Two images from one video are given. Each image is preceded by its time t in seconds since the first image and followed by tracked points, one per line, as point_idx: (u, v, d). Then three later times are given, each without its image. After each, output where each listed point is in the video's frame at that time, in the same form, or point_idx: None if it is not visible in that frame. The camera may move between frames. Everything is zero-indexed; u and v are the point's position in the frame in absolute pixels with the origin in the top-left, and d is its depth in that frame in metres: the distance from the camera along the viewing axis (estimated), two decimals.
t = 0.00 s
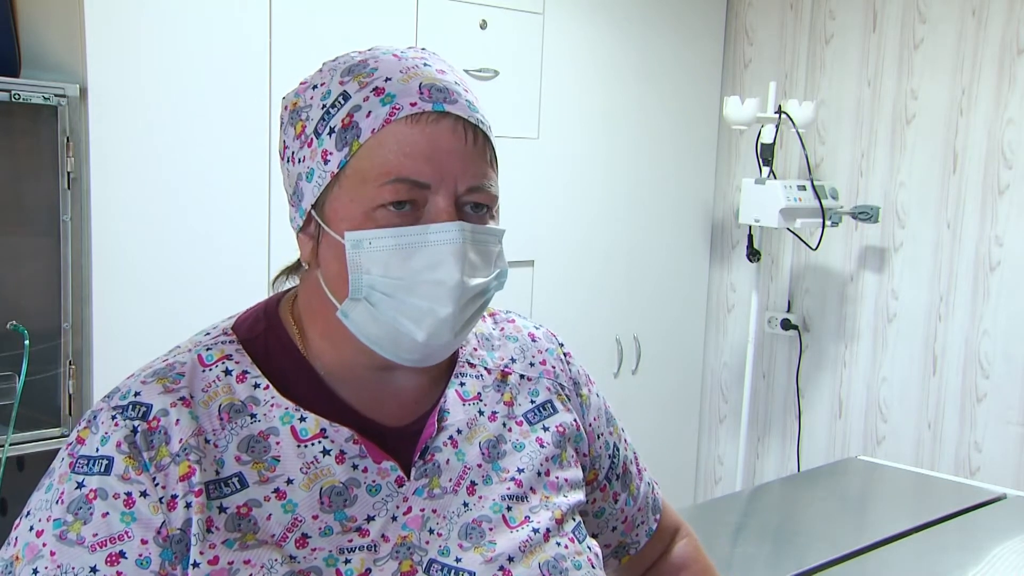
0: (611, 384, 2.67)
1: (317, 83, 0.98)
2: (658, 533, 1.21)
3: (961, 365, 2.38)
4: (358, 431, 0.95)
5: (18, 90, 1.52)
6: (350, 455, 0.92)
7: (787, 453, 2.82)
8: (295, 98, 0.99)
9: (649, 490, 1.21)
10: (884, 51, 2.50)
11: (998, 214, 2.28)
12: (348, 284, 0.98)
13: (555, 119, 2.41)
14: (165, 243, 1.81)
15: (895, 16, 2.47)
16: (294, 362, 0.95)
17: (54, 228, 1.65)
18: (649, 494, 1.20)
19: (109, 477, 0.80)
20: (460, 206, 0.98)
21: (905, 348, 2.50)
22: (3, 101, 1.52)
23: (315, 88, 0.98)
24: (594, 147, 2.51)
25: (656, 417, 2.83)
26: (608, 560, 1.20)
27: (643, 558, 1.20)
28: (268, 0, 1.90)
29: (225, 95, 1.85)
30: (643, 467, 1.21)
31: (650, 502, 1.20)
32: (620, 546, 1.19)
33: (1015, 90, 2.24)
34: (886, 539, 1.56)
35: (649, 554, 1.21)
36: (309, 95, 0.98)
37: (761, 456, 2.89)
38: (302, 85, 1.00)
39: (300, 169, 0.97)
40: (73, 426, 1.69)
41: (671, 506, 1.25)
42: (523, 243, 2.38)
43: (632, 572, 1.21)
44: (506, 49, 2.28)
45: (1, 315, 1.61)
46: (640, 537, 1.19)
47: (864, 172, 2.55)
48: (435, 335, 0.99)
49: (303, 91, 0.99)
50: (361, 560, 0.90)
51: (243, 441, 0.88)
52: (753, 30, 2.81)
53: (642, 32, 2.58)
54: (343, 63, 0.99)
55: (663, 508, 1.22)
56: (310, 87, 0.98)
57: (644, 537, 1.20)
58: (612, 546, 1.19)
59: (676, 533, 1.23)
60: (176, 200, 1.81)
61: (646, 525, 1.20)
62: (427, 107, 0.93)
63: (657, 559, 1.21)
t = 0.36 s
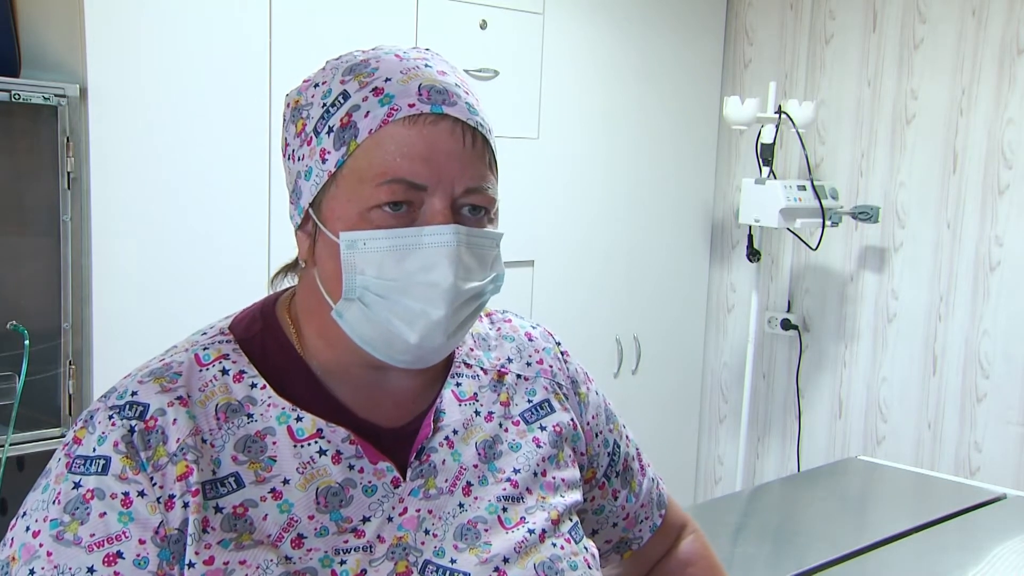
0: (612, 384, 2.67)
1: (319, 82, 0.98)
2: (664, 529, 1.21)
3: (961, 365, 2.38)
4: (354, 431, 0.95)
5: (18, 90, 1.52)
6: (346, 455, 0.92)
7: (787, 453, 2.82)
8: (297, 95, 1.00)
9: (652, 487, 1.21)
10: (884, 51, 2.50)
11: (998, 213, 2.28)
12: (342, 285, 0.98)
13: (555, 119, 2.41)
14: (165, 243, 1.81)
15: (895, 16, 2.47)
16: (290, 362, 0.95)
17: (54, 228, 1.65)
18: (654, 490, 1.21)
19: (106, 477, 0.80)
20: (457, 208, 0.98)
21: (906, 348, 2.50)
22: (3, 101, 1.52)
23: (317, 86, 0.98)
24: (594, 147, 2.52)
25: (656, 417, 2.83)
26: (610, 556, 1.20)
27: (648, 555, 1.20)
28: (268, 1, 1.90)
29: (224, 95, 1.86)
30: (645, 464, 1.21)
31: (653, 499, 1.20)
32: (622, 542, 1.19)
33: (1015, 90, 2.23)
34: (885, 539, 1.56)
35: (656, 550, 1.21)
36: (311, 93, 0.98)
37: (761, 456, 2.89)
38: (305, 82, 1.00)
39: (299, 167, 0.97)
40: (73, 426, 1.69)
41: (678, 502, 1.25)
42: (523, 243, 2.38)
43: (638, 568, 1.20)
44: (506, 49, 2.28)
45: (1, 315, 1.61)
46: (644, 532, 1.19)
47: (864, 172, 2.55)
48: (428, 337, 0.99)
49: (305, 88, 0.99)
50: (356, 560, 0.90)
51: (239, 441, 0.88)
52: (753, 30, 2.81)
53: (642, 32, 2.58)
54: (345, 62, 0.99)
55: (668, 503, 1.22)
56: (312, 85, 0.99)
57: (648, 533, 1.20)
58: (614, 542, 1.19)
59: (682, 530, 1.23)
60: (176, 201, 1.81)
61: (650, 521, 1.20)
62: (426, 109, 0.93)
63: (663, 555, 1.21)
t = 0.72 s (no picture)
0: (612, 384, 2.67)
1: (321, 84, 0.98)
2: (663, 532, 1.21)
3: (961, 365, 2.38)
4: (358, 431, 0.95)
5: (18, 90, 1.52)
6: (349, 456, 0.92)
7: (787, 453, 2.82)
8: (300, 99, 1.00)
9: (653, 489, 1.21)
10: (884, 51, 2.50)
11: (998, 213, 2.28)
12: (344, 282, 0.98)
13: (555, 119, 2.41)
14: (165, 243, 1.81)
15: (895, 16, 2.47)
16: (293, 362, 0.95)
17: (53, 228, 1.65)
18: (654, 492, 1.21)
19: (109, 477, 0.80)
20: (459, 205, 0.98)
21: (905, 348, 2.50)
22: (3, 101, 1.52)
23: (319, 88, 0.98)
24: (594, 147, 2.52)
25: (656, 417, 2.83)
26: (610, 558, 1.20)
27: (647, 558, 1.20)
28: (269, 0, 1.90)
29: (225, 95, 1.85)
30: (645, 466, 1.21)
31: (653, 501, 1.20)
32: (622, 544, 1.19)
33: (1015, 90, 2.24)
34: (886, 539, 1.56)
35: (655, 553, 1.21)
36: (313, 95, 0.98)
37: (761, 456, 2.89)
38: (308, 86, 1.00)
39: (302, 167, 0.97)
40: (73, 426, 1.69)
41: (678, 505, 1.25)
42: (523, 243, 2.38)
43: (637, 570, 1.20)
44: (506, 49, 2.28)
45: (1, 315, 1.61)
46: (644, 535, 1.19)
47: (864, 172, 2.55)
48: (430, 333, 0.99)
49: (308, 91, 0.99)
50: (360, 562, 0.90)
51: (242, 442, 0.88)
52: (753, 30, 2.82)
53: (642, 32, 2.58)
54: (347, 64, 0.99)
55: (667, 506, 1.22)
56: (314, 88, 0.99)
57: (648, 535, 1.20)
58: (614, 544, 1.19)
59: (682, 532, 1.23)
60: (176, 201, 1.81)
61: (650, 523, 1.20)
62: (426, 106, 0.93)
63: (663, 558, 1.21)
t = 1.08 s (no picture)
0: (611, 384, 2.67)
1: (331, 80, 0.98)
2: (665, 531, 1.22)
3: (961, 365, 2.38)
4: (361, 424, 0.95)
5: (18, 90, 1.52)
6: (352, 448, 0.92)
7: (787, 453, 2.82)
8: (307, 94, 0.99)
9: (656, 486, 1.21)
10: (884, 51, 2.50)
11: (998, 213, 2.29)
12: (356, 273, 0.98)
13: (555, 119, 2.41)
14: (166, 242, 1.81)
15: (895, 16, 2.47)
16: (294, 357, 0.94)
17: (53, 228, 1.65)
18: (656, 489, 1.21)
19: (109, 472, 0.80)
20: (470, 201, 0.98)
21: (906, 347, 2.50)
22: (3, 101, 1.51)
23: (329, 83, 0.98)
24: (595, 146, 2.52)
25: (656, 418, 2.83)
26: (613, 556, 1.20)
27: (650, 556, 1.21)
28: None
29: (225, 94, 1.85)
30: (648, 463, 1.21)
31: (656, 499, 1.20)
32: (625, 542, 1.19)
33: (1015, 90, 2.24)
34: (886, 539, 1.56)
35: (657, 552, 1.21)
36: (323, 90, 0.97)
37: (761, 456, 2.89)
38: (315, 82, 0.99)
39: (310, 162, 0.97)
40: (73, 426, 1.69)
41: (680, 504, 1.25)
42: (523, 243, 2.38)
43: (639, 567, 1.21)
44: (506, 49, 2.28)
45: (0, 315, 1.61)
46: (646, 533, 1.19)
47: (864, 172, 2.55)
48: (440, 327, 1.00)
49: (316, 87, 0.98)
50: (364, 554, 0.90)
51: (244, 435, 0.88)
52: (753, 30, 2.82)
53: (642, 33, 2.58)
54: (357, 61, 0.99)
55: (670, 504, 1.23)
56: (323, 83, 0.98)
57: (650, 533, 1.20)
58: (618, 542, 1.19)
59: (684, 531, 1.23)
60: (176, 200, 1.81)
61: (652, 521, 1.20)
62: (441, 102, 0.93)
63: (665, 558, 1.21)
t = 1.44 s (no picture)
0: (611, 384, 2.68)
1: (341, 78, 0.98)
2: (660, 529, 1.21)
3: (961, 365, 2.38)
4: (361, 422, 0.96)
5: (18, 90, 1.52)
6: (353, 447, 0.92)
7: (787, 453, 2.82)
8: (317, 90, 0.99)
9: (652, 485, 1.21)
10: (884, 51, 2.50)
11: (998, 213, 2.28)
12: (349, 284, 0.98)
13: (555, 119, 2.41)
14: (166, 243, 1.81)
15: (895, 16, 2.47)
16: (293, 357, 0.95)
17: (53, 228, 1.65)
18: (653, 488, 1.21)
19: (109, 473, 0.80)
20: (469, 216, 0.98)
21: (905, 347, 2.50)
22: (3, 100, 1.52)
23: (339, 82, 0.97)
24: (595, 146, 2.52)
25: (656, 417, 2.83)
26: (612, 555, 1.20)
27: (645, 554, 1.20)
28: None
29: (224, 94, 1.85)
30: (645, 461, 1.21)
31: (653, 497, 1.20)
32: (624, 541, 1.19)
33: (1015, 90, 2.24)
34: (886, 539, 1.56)
35: (652, 549, 1.21)
36: (332, 89, 0.97)
37: (761, 456, 2.89)
38: (327, 77, 0.99)
39: (314, 161, 0.97)
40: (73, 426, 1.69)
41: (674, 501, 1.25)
42: (523, 243, 2.38)
43: (633, 566, 1.21)
44: (506, 49, 2.28)
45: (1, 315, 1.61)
46: (645, 531, 1.20)
47: (864, 172, 2.55)
48: (431, 343, 0.99)
49: (326, 83, 0.98)
50: (366, 552, 0.90)
51: (244, 435, 0.88)
52: (753, 30, 2.82)
53: (642, 32, 2.58)
54: (369, 61, 0.99)
55: (665, 503, 1.22)
56: (334, 81, 0.98)
57: (648, 532, 1.20)
58: (617, 541, 1.19)
59: (679, 527, 1.23)
60: (177, 200, 1.81)
61: (650, 519, 1.20)
62: (448, 118, 0.93)
63: (658, 556, 1.21)
